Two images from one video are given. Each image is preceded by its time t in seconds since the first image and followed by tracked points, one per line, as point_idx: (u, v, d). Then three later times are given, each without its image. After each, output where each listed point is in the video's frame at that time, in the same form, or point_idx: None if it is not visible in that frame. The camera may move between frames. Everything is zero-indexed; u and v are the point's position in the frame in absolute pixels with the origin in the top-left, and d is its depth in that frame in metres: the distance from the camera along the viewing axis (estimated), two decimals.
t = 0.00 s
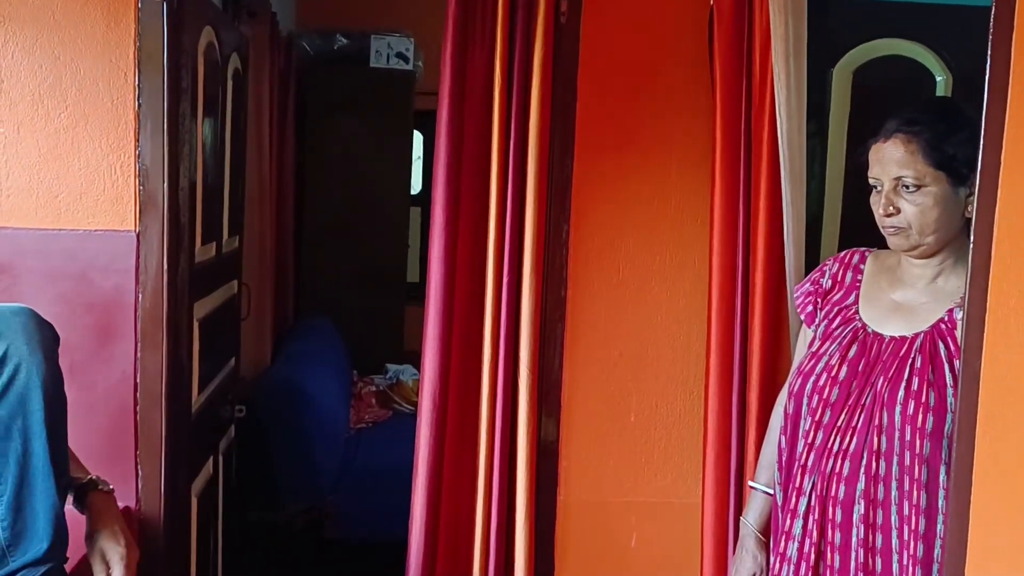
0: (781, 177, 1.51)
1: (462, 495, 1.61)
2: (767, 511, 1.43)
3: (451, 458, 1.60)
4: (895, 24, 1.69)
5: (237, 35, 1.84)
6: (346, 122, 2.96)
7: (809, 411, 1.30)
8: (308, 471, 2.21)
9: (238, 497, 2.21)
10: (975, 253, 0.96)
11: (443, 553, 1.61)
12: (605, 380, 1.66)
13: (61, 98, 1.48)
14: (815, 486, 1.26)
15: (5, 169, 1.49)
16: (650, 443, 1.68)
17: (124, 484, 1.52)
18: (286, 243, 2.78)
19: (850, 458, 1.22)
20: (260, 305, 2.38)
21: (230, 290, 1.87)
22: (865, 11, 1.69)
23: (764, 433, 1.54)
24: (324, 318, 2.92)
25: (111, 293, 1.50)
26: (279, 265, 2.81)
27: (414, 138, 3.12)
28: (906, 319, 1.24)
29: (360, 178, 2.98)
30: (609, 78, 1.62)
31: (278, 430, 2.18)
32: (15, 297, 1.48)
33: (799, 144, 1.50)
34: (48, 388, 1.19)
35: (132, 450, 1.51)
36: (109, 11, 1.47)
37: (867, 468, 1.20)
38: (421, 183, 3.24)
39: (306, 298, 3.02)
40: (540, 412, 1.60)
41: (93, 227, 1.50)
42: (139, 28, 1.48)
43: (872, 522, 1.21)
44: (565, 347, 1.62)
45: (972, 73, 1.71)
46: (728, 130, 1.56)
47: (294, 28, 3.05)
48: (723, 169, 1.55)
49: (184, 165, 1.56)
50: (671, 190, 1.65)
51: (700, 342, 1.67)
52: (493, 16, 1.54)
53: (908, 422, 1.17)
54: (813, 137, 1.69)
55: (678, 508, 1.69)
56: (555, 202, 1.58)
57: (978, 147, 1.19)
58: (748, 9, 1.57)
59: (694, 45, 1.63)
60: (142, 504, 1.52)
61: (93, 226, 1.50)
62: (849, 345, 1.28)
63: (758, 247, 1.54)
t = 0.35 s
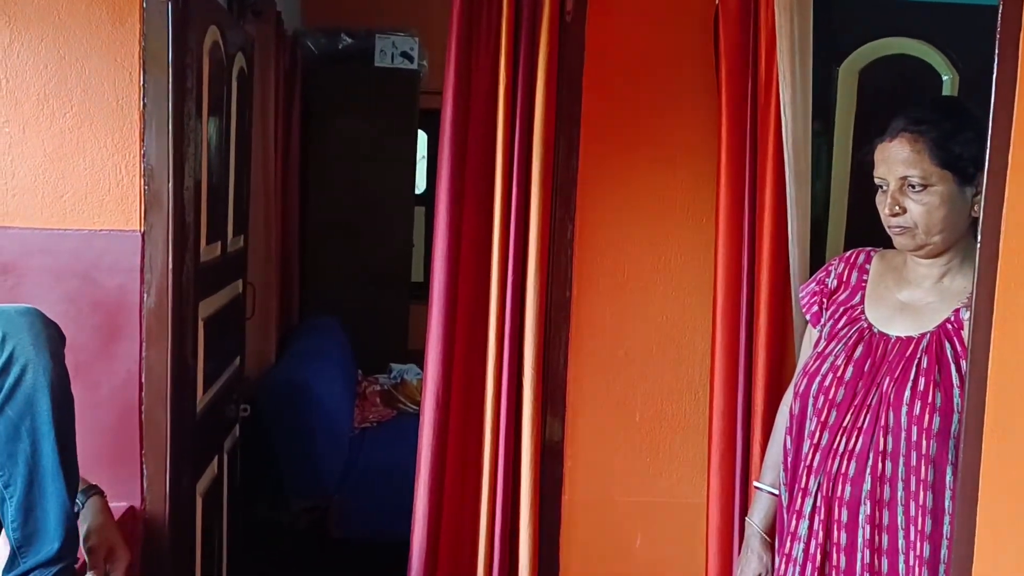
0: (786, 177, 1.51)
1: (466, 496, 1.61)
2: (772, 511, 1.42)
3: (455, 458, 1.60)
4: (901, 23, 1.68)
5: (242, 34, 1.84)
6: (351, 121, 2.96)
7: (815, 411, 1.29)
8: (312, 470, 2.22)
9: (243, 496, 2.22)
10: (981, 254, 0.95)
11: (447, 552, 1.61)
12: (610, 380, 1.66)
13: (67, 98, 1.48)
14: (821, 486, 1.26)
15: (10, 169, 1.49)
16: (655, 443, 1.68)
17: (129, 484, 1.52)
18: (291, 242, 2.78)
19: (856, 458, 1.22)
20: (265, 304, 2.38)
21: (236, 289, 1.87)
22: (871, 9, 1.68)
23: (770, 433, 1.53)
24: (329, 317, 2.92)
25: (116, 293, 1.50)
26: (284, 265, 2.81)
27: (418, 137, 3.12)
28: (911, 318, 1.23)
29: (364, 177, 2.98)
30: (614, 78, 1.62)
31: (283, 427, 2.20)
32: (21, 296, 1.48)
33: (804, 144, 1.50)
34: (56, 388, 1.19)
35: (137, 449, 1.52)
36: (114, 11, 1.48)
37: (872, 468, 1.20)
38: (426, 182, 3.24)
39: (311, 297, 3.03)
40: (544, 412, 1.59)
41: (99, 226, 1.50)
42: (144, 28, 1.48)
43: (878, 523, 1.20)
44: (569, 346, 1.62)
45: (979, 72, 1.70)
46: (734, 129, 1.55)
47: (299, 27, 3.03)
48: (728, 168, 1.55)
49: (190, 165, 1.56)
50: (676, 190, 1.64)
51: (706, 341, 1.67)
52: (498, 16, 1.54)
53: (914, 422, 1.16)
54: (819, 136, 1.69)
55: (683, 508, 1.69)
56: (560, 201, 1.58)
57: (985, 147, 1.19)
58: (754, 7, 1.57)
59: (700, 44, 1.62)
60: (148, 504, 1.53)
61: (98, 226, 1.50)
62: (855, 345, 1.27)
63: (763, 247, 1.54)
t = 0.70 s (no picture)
0: (820, 172, 1.50)
1: (496, 490, 1.61)
2: (807, 508, 1.41)
3: (485, 453, 1.60)
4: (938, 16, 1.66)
5: (275, 32, 1.86)
6: (380, 118, 2.97)
7: (850, 408, 1.28)
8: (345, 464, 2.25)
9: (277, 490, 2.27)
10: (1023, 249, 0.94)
11: (477, 547, 1.61)
12: (642, 377, 1.66)
13: (105, 95, 1.50)
14: (856, 484, 1.25)
15: (49, 166, 1.51)
16: (687, 439, 1.67)
17: (166, 477, 1.54)
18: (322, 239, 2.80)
19: (892, 455, 1.21)
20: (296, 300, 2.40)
21: (270, 285, 1.89)
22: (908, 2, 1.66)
23: (803, 429, 1.53)
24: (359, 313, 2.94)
25: (153, 288, 1.52)
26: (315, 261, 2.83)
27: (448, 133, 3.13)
28: (948, 315, 1.22)
29: (393, 174, 3.00)
30: (645, 74, 1.61)
31: (316, 426, 2.24)
32: (60, 292, 1.51)
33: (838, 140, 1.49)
34: (103, 381, 1.26)
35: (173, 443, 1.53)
36: (151, 9, 1.49)
37: (909, 466, 1.19)
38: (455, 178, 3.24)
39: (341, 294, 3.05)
40: (576, 408, 1.59)
41: (136, 222, 1.51)
42: (181, 27, 1.49)
43: (915, 521, 1.19)
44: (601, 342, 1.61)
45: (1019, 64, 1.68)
46: (768, 124, 1.54)
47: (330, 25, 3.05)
48: (762, 163, 1.54)
49: (224, 162, 1.57)
50: (709, 185, 1.63)
51: (739, 337, 1.66)
52: (530, 12, 1.54)
53: (952, 419, 1.16)
54: (853, 131, 1.67)
55: (716, 505, 1.68)
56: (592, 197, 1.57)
57: None
58: (788, 1, 1.56)
59: (732, 39, 1.61)
60: (184, 497, 1.54)
61: (135, 221, 1.51)
62: (891, 341, 1.26)
63: (797, 243, 1.52)
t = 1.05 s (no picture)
0: (877, 166, 1.48)
1: (545, 485, 1.62)
2: (863, 505, 1.39)
3: (532, 449, 1.60)
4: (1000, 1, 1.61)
5: (326, 29, 1.87)
6: (427, 113, 2.99)
7: (908, 404, 1.25)
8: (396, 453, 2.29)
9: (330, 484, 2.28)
10: None
11: (525, 542, 1.61)
12: (693, 371, 1.64)
13: (163, 93, 1.53)
14: (914, 480, 1.22)
15: (110, 162, 1.55)
16: (739, 434, 1.65)
17: (222, 466, 1.57)
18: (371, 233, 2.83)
19: (952, 452, 1.18)
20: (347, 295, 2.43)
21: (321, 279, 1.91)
22: None
23: (857, 424, 1.51)
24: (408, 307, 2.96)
25: (209, 281, 1.54)
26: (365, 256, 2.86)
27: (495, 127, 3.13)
28: (1013, 309, 1.20)
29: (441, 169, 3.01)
30: (697, 65, 1.60)
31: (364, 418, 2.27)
32: (120, 285, 1.54)
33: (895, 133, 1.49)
34: (140, 359, 1.25)
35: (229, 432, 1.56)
36: (206, 6, 1.51)
37: (970, 462, 1.17)
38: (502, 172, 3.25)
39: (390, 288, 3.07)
40: (626, 402, 1.59)
41: (193, 217, 1.54)
42: (235, 24, 1.51)
43: (975, 518, 1.18)
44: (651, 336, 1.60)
45: None
46: (822, 114, 1.51)
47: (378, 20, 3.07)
48: (815, 154, 1.51)
49: (278, 158, 1.59)
50: (762, 177, 1.61)
51: (792, 331, 1.64)
52: (579, 4, 1.54)
53: (1015, 415, 1.14)
54: (910, 121, 1.64)
55: (768, 501, 1.66)
56: (643, 189, 1.56)
57: None
58: None
59: (786, 28, 1.59)
60: (240, 486, 1.57)
61: (191, 216, 1.54)
62: (950, 336, 1.23)
63: (851, 236, 1.50)
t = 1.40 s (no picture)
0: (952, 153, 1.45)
1: (607, 479, 1.61)
2: (938, 502, 1.36)
3: (595, 444, 1.60)
4: None
5: (390, 26, 1.89)
6: (487, 107, 3.00)
7: (985, 399, 1.22)
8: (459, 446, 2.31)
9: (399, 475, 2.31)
10: None
11: (589, 535, 1.62)
12: (760, 364, 1.62)
13: (232, 91, 1.57)
14: (991, 477, 1.19)
15: (183, 159, 1.59)
16: (807, 429, 1.62)
17: (292, 456, 1.60)
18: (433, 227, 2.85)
19: None
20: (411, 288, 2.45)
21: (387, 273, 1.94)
22: None
23: (930, 417, 1.48)
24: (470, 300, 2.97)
25: (279, 275, 1.58)
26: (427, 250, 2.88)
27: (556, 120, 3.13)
28: None
29: (501, 162, 3.02)
30: (764, 53, 1.57)
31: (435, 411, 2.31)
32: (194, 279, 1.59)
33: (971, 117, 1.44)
34: (212, 347, 1.28)
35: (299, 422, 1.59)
36: (275, 5, 1.54)
37: None
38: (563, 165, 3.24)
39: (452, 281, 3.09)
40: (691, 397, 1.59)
41: (262, 212, 1.58)
42: (303, 22, 1.54)
43: None
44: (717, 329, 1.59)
45: None
46: (892, 102, 1.48)
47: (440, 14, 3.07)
48: (886, 143, 1.48)
49: (344, 154, 1.62)
50: (830, 167, 1.58)
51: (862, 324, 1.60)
52: None
53: None
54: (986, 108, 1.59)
55: (837, 497, 1.63)
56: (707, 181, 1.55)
57: None
58: None
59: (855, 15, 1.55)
60: (309, 475, 1.60)
61: (261, 211, 1.58)
62: None
63: (923, 226, 1.47)
